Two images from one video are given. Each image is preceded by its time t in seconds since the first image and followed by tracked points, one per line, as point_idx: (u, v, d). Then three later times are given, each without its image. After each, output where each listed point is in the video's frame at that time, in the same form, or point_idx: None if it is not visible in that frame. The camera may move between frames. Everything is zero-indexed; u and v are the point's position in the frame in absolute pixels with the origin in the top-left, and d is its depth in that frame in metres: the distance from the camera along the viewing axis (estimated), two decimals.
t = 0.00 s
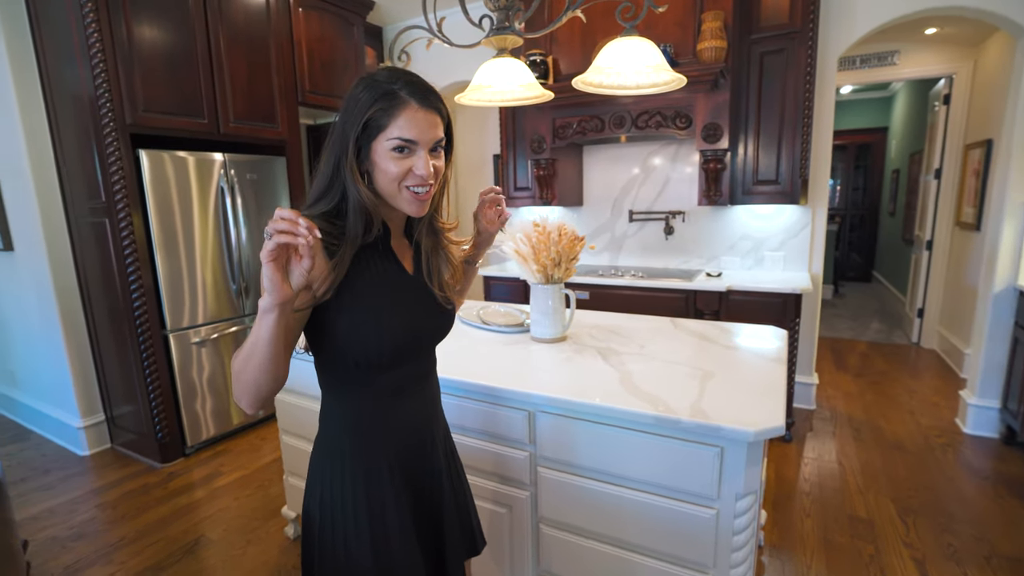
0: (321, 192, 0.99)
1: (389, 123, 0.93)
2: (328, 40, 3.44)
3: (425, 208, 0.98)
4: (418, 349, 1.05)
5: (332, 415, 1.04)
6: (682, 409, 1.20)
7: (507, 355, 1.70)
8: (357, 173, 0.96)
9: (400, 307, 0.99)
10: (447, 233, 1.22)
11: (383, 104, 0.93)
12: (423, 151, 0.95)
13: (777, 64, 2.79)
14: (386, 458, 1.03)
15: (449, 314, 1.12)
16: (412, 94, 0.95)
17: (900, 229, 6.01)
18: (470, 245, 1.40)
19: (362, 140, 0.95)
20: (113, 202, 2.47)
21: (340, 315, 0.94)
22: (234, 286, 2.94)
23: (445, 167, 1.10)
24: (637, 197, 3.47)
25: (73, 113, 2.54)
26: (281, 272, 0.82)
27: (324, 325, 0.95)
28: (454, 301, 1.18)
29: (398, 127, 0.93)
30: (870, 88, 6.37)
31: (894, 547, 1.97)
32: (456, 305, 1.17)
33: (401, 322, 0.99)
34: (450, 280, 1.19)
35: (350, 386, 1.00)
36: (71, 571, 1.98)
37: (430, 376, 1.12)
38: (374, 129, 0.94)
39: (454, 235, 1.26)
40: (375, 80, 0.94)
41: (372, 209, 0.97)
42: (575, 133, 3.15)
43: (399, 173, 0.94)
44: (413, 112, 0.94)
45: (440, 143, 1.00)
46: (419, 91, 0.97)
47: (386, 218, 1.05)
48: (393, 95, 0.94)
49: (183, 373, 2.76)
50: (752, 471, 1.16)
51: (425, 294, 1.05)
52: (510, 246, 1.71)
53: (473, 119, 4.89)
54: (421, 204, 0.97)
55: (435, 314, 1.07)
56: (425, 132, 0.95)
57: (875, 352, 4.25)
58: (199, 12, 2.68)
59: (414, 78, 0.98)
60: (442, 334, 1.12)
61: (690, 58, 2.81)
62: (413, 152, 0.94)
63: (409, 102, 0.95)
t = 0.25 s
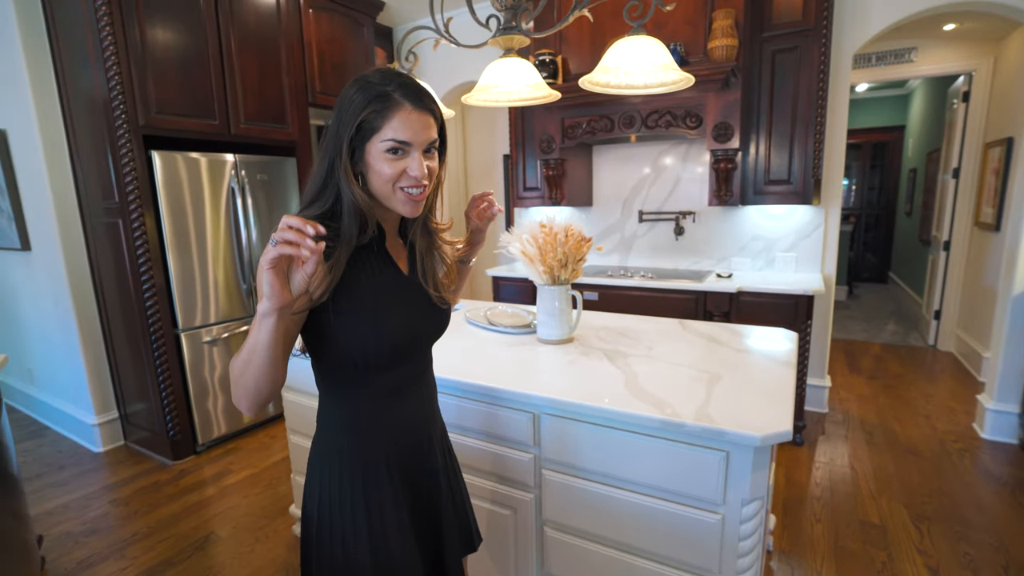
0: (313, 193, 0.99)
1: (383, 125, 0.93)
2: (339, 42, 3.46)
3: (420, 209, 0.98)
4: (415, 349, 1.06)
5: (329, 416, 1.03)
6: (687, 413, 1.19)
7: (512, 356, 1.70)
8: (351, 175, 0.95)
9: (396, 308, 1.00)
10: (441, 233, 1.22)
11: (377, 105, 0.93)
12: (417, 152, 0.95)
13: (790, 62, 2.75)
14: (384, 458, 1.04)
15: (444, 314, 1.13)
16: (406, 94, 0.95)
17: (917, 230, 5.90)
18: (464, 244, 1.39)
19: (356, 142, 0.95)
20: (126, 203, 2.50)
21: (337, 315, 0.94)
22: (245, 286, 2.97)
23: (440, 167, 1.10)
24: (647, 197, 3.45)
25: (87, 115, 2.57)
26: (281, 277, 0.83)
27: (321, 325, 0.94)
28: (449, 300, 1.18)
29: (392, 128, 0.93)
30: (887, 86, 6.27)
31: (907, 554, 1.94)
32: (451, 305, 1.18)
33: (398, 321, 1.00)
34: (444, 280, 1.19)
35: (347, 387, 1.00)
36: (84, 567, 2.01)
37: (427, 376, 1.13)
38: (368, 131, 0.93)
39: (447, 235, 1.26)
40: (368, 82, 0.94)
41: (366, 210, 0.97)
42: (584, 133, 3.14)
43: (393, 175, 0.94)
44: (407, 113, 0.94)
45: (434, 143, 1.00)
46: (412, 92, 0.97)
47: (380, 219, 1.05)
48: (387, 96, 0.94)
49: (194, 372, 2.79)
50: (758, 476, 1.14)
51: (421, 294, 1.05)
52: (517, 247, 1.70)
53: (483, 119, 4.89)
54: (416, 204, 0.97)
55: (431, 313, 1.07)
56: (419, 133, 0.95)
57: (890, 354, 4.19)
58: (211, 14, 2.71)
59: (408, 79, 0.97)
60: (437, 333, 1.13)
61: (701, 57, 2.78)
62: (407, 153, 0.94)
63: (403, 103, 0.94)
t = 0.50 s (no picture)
0: (301, 196, 0.99)
1: (370, 129, 0.94)
2: (348, 43, 3.48)
3: (406, 210, 0.99)
4: (406, 348, 1.07)
5: (320, 414, 1.03)
6: (688, 417, 1.18)
7: (515, 357, 1.69)
8: (339, 179, 0.96)
9: (386, 307, 1.00)
10: (428, 234, 1.21)
11: (364, 110, 0.94)
12: (404, 154, 0.96)
13: (800, 60, 2.72)
14: (375, 455, 1.04)
15: (434, 315, 1.13)
16: (392, 99, 0.96)
17: (933, 230, 5.81)
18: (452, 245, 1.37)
19: (344, 146, 0.95)
20: (137, 203, 2.54)
21: (327, 315, 0.94)
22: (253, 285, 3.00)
23: (426, 169, 1.10)
24: (656, 198, 3.43)
25: (100, 117, 2.61)
26: (269, 275, 0.83)
27: (311, 324, 0.95)
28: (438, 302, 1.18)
29: (378, 132, 0.94)
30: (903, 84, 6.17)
31: (916, 561, 1.90)
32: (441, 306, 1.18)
33: (389, 321, 1.01)
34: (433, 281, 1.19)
35: (338, 385, 1.00)
36: (96, 561, 2.04)
37: (417, 375, 1.14)
38: (355, 135, 0.94)
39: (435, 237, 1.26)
40: (355, 88, 0.95)
41: (356, 213, 0.97)
42: (592, 133, 3.13)
43: (381, 177, 0.95)
44: (393, 117, 0.95)
45: (420, 146, 1.00)
46: (398, 97, 0.98)
47: (369, 221, 1.05)
48: (373, 101, 0.95)
49: (203, 371, 2.83)
50: (759, 481, 1.13)
51: (411, 293, 1.06)
52: (520, 248, 1.69)
53: (492, 119, 4.90)
54: (402, 206, 0.98)
55: (422, 313, 1.08)
56: (405, 135, 0.96)
57: (904, 357, 4.12)
58: (221, 17, 2.74)
59: (393, 84, 0.99)
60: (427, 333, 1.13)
61: (709, 56, 2.75)
62: (394, 156, 0.95)
63: (390, 107, 0.96)
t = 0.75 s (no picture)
0: (286, 205, 1.01)
1: (353, 140, 0.97)
2: (356, 45, 3.51)
3: (389, 217, 1.02)
4: (388, 344, 1.08)
5: (306, 405, 1.04)
6: (684, 421, 1.18)
7: (515, 359, 1.71)
8: (325, 188, 0.99)
9: (368, 304, 1.02)
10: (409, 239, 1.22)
11: (347, 122, 0.97)
12: (386, 163, 0.99)
13: (808, 61, 2.69)
14: (359, 447, 1.06)
15: (416, 317, 1.16)
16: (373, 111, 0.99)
17: (947, 231, 5.73)
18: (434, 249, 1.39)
19: (330, 157, 0.98)
20: (148, 205, 2.59)
21: (312, 310, 0.97)
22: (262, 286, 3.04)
23: (406, 175, 1.13)
24: (662, 199, 3.42)
25: (113, 120, 2.66)
26: (261, 277, 0.86)
27: (296, 318, 0.97)
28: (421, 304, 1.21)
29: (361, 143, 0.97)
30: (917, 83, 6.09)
31: (921, 567, 1.89)
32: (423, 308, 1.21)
33: (371, 319, 1.02)
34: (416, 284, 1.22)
35: (322, 378, 1.02)
36: (107, 555, 2.09)
37: (400, 371, 1.15)
38: (339, 146, 0.97)
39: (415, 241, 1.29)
40: (339, 101, 0.98)
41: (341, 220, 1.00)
42: (598, 134, 3.13)
43: (364, 186, 0.98)
44: (375, 129, 0.98)
45: (400, 154, 1.04)
46: (378, 109, 1.01)
47: (353, 227, 1.07)
48: (355, 113, 0.97)
49: (212, 369, 2.87)
50: (755, 486, 1.13)
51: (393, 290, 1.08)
52: (522, 251, 1.70)
53: (500, 120, 4.91)
54: (384, 213, 1.01)
55: (405, 312, 1.10)
56: (386, 145, 0.99)
57: (915, 360, 4.07)
58: (231, 21, 2.78)
59: (373, 97, 1.02)
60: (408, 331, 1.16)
61: (715, 56, 2.74)
62: (377, 165, 0.98)
63: (372, 119, 0.99)
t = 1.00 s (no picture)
0: (274, 208, 1.10)
1: (336, 149, 1.05)
2: (366, 48, 3.54)
3: (369, 221, 1.11)
4: (360, 340, 1.15)
5: (283, 394, 1.12)
6: (679, 423, 1.19)
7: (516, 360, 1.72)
8: (310, 193, 1.07)
9: (343, 300, 1.10)
10: (390, 241, 1.30)
11: (331, 134, 1.05)
12: (366, 171, 1.07)
13: (816, 60, 2.67)
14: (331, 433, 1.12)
15: (393, 314, 1.24)
16: (355, 124, 1.08)
17: (964, 232, 5.64)
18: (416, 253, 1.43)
19: (315, 165, 1.07)
20: (161, 206, 2.64)
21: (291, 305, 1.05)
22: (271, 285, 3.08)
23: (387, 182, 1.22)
24: (670, 199, 3.41)
25: (127, 122, 2.72)
26: (264, 277, 0.90)
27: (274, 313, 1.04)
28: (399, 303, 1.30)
29: (344, 152, 1.05)
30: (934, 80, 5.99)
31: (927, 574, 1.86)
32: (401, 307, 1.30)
33: (342, 317, 1.09)
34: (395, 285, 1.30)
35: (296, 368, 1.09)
36: (119, 548, 2.14)
37: (374, 365, 1.22)
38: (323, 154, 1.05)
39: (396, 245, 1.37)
40: (322, 114, 1.07)
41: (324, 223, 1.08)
42: (604, 135, 3.13)
43: (345, 191, 1.06)
44: (356, 139, 1.06)
45: (380, 163, 1.12)
46: (359, 121, 1.10)
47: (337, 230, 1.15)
48: (339, 125, 1.06)
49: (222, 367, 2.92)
50: (749, 489, 1.13)
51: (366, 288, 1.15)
52: (523, 252, 1.71)
53: (509, 120, 4.93)
54: (365, 218, 1.09)
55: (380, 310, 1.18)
56: (366, 154, 1.07)
57: (929, 363, 4.01)
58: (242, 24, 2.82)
59: (356, 111, 1.11)
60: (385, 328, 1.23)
61: (721, 57, 2.73)
62: (358, 173, 1.06)
63: (353, 131, 1.07)
